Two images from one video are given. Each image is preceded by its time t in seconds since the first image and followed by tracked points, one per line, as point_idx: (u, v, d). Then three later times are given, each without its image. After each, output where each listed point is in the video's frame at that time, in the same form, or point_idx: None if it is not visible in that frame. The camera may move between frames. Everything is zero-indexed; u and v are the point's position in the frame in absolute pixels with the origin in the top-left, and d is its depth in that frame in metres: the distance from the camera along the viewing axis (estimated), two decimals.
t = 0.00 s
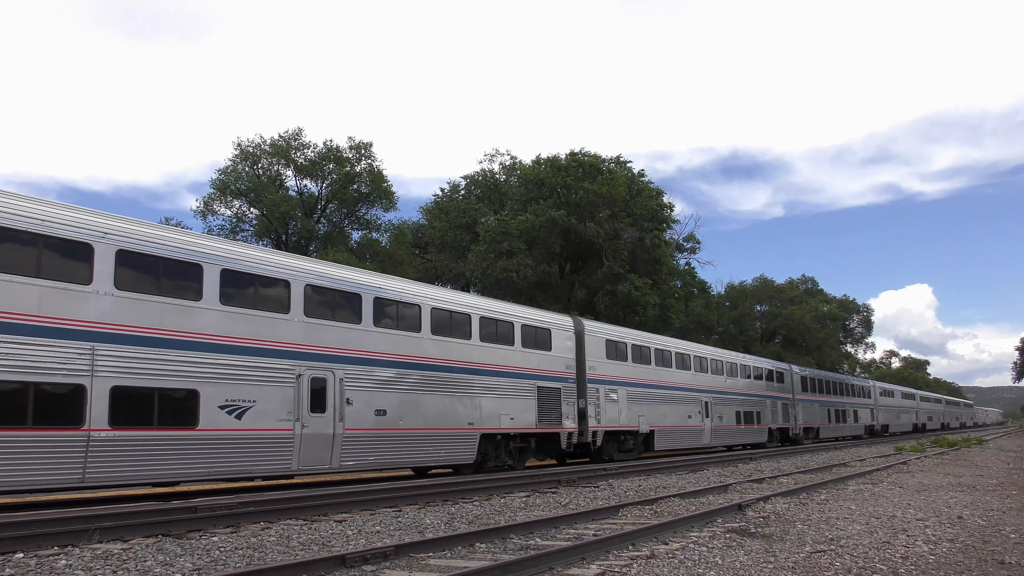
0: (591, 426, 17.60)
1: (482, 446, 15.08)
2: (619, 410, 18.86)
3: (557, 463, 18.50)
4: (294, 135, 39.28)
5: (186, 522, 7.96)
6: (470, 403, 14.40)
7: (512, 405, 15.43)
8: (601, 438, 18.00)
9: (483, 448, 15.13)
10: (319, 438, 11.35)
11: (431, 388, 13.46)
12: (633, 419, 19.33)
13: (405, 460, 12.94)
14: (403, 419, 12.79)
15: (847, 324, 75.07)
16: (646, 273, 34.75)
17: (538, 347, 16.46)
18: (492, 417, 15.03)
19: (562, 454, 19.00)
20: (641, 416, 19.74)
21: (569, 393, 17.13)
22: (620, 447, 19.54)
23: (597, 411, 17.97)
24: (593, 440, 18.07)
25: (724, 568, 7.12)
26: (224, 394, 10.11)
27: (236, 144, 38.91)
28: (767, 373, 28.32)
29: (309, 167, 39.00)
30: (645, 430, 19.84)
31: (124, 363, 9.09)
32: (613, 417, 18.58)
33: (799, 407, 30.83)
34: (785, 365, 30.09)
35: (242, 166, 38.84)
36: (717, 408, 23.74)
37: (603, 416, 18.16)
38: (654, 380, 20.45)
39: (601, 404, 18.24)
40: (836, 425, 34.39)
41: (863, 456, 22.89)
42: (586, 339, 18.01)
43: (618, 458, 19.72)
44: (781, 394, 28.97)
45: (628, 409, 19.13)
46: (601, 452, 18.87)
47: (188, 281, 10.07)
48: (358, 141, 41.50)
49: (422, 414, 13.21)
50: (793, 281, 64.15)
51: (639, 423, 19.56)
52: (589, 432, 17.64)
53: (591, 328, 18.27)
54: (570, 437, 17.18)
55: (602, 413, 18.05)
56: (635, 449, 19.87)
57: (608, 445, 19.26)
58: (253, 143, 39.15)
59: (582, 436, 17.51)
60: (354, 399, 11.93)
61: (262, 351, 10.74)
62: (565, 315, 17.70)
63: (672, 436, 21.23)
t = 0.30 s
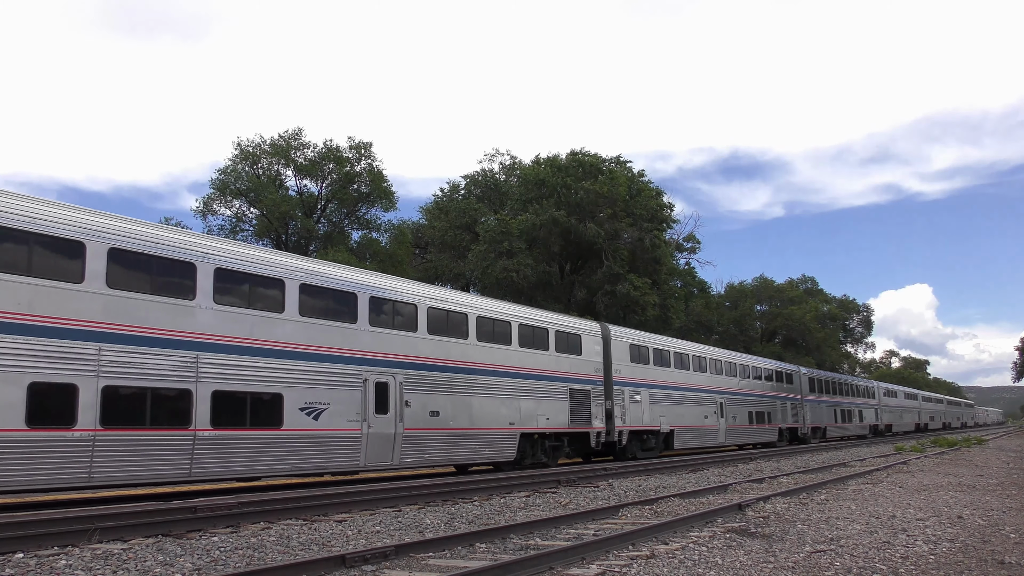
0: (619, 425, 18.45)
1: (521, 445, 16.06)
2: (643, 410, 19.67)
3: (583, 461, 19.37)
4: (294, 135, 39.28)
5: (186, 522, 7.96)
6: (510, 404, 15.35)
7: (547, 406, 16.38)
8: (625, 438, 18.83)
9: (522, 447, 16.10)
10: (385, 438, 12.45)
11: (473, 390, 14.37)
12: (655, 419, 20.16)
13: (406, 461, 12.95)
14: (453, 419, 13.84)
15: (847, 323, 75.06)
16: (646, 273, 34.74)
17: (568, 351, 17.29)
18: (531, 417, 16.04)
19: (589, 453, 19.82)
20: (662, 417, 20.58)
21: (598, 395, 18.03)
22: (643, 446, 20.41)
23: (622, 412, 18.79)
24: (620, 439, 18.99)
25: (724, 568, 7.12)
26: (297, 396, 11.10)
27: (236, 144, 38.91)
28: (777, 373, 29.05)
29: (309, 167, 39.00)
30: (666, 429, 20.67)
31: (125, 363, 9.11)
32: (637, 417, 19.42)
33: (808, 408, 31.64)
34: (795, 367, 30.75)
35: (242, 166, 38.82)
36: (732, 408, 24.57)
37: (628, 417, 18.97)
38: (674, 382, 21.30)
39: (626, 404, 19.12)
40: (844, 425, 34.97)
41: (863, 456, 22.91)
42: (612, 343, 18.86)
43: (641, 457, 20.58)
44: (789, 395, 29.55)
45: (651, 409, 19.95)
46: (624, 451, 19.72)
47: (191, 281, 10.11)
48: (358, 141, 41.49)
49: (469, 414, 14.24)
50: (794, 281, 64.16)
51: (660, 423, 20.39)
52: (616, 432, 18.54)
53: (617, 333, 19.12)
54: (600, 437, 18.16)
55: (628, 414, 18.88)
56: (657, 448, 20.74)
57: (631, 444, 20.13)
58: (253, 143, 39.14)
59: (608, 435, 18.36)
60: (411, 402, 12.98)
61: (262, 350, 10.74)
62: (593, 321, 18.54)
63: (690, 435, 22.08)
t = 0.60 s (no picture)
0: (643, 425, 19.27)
1: (556, 445, 16.99)
2: (664, 411, 20.48)
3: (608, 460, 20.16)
4: (294, 135, 39.29)
5: (187, 522, 7.96)
6: (545, 405, 16.29)
7: (575, 407, 17.26)
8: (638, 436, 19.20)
9: (556, 447, 17.02)
10: (443, 438, 13.60)
11: (508, 391, 15.22)
12: (675, 420, 20.97)
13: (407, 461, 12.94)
14: (496, 420, 14.84)
15: (847, 324, 75.09)
16: (646, 273, 34.74)
17: (594, 355, 18.13)
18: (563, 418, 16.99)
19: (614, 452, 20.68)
20: (682, 418, 21.40)
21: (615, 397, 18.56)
22: (665, 445, 21.22)
23: (645, 413, 19.57)
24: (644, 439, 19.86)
25: (724, 568, 7.13)
26: (364, 399, 12.14)
27: (236, 144, 38.91)
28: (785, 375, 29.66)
29: (309, 167, 39.00)
30: (685, 429, 21.49)
31: (123, 364, 9.06)
32: (659, 418, 20.26)
33: (816, 409, 32.33)
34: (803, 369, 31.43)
35: (242, 166, 38.83)
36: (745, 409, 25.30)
37: (650, 417, 19.77)
38: (693, 384, 22.13)
39: (648, 406, 19.96)
40: (851, 424, 35.59)
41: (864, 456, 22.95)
42: (635, 347, 19.68)
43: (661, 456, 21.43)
44: (796, 396, 30.13)
45: (671, 411, 20.76)
46: (647, 450, 20.53)
47: (190, 281, 10.07)
48: (358, 141, 41.50)
49: (510, 415, 15.24)
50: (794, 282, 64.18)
51: (680, 423, 21.22)
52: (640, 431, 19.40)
53: (640, 338, 19.95)
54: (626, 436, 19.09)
55: (650, 415, 19.70)
56: (677, 447, 21.59)
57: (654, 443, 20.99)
58: (253, 143, 39.15)
59: (633, 434, 19.17)
60: (460, 404, 13.99)
61: (261, 350, 10.69)
62: (617, 327, 19.37)
63: (707, 435, 22.86)
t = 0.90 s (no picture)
0: (663, 425, 20.33)
1: (585, 444, 17.98)
2: (681, 411, 21.57)
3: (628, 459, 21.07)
4: (294, 135, 39.28)
5: (186, 522, 7.96)
6: (576, 406, 17.34)
7: (601, 408, 18.26)
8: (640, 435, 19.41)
9: (586, 445, 17.97)
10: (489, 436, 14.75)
11: (540, 392, 16.17)
12: (691, 420, 22.06)
13: (407, 461, 12.95)
14: (535, 420, 15.93)
15: (847, 323, 75.09)
16: (646, 273, 34.73)
17: (618, 359, 19.12)
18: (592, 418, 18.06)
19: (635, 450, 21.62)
20: (697, 417, 22.47)
21: (614, 397, 18.59)
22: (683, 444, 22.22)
23: (664, 413, 20.64)
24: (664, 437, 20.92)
25: (724, 568, 7.13)
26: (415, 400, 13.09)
27: (236, 144, 38.89)
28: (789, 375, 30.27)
29: (309, 167, 38.99)
30: (700, 429, 22.56)
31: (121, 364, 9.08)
32: (676, 418, 21.35)
33: (822, 408, 33.28)
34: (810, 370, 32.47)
35: (242, 166, 38.81)
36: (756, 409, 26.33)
37: (669, 417, 20.83)
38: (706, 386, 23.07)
39: (669, 406, 21.04)
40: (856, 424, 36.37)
41: (863, 456, 22.98)
42: (655, 351, 20.75)
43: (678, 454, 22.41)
44: (801, 396, 31.07)
45: (688, 411, 21.83)
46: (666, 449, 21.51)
47: (189, 281, 10.07)
48: (358, 141, 41.49)
49: (546, 415, 16.32)
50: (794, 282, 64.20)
51: (695, 423, 22.32)
52: (661, 431, 20.48)
53: (660, 342, 21.02)
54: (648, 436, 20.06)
55: (670, 415, 20.79)
56: (694, 445, 22.62)
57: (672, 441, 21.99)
58: (252, 143, 39.14)
59: (654, 434, 20.20)
60: (503, 405, 15.10)
61: (260, 350, 10.69)
62: (638, 331, 20.41)
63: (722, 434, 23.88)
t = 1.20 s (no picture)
0: (684, 425, 21.30)
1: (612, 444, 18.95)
2: (699, 412, 22.48)
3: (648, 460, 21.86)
4: (294, 135, 39.28)
5: (186, 522, 7.96)
6: (604, 407, 18.29)
7: (627, 409, 19.19)
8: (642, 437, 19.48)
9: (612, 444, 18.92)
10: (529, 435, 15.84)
11: (569, 393, 17.04)
12: (708, 420, 22.95)
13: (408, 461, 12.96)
14: (569, 420, 16.92)
15: (847, 324, 75.07)
16: (646, 273, 34.72)
17: (641, 362, 20.05)
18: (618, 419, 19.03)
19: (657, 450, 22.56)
20: (714, 417, 23.33)
21: (615, 397, 18.57)
22: (701, 444, 23.09)
23: (684, 414, 21.59)
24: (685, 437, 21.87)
25: (724, 568, 7.13)
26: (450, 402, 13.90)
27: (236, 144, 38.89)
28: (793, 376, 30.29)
29: (309, 167, 39.00)
30: (717, 429, 23.40)
31: (122, 363, 9.11)
32: (695, 418, 22.29)
33: (828, 408, 33.53)
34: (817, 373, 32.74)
35: (242, 166, 38.81)
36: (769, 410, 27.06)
37: (688, 417, 21.77)
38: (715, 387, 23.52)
39: (687, 407, 22.01)
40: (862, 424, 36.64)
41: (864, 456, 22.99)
42: (676, 355, 21.69)
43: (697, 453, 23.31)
44: (808, 398, 31.36)
45: (705, 412, 22.70)
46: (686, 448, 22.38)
47: (186, 281, 10.05)
48: (358, 141, 41.50)
49: (578, 416, 17.28)
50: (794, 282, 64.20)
51: (712, 423, 23.17)
52: (682, 430, 21.44)
53: (680, 346, 21.97)
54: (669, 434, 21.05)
55: (690, 415, 21.75)
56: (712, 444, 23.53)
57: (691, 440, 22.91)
58: (253, 143, 39.13)
59: (675, 433, 21.15)
60: (541, 406, 16.14)
61: (259, 350, 10.69)
62: (659, 337, 21.36)
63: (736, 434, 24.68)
